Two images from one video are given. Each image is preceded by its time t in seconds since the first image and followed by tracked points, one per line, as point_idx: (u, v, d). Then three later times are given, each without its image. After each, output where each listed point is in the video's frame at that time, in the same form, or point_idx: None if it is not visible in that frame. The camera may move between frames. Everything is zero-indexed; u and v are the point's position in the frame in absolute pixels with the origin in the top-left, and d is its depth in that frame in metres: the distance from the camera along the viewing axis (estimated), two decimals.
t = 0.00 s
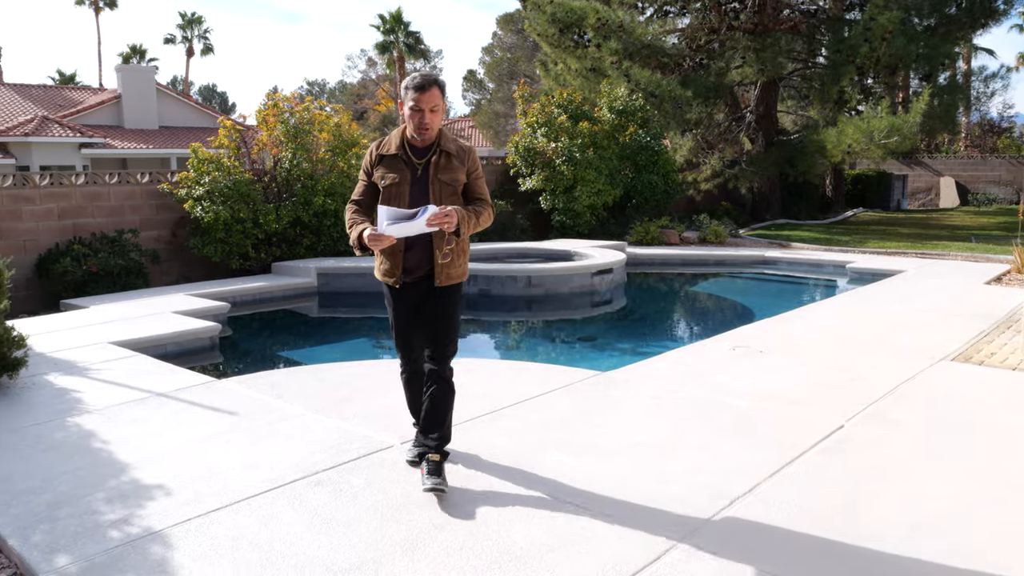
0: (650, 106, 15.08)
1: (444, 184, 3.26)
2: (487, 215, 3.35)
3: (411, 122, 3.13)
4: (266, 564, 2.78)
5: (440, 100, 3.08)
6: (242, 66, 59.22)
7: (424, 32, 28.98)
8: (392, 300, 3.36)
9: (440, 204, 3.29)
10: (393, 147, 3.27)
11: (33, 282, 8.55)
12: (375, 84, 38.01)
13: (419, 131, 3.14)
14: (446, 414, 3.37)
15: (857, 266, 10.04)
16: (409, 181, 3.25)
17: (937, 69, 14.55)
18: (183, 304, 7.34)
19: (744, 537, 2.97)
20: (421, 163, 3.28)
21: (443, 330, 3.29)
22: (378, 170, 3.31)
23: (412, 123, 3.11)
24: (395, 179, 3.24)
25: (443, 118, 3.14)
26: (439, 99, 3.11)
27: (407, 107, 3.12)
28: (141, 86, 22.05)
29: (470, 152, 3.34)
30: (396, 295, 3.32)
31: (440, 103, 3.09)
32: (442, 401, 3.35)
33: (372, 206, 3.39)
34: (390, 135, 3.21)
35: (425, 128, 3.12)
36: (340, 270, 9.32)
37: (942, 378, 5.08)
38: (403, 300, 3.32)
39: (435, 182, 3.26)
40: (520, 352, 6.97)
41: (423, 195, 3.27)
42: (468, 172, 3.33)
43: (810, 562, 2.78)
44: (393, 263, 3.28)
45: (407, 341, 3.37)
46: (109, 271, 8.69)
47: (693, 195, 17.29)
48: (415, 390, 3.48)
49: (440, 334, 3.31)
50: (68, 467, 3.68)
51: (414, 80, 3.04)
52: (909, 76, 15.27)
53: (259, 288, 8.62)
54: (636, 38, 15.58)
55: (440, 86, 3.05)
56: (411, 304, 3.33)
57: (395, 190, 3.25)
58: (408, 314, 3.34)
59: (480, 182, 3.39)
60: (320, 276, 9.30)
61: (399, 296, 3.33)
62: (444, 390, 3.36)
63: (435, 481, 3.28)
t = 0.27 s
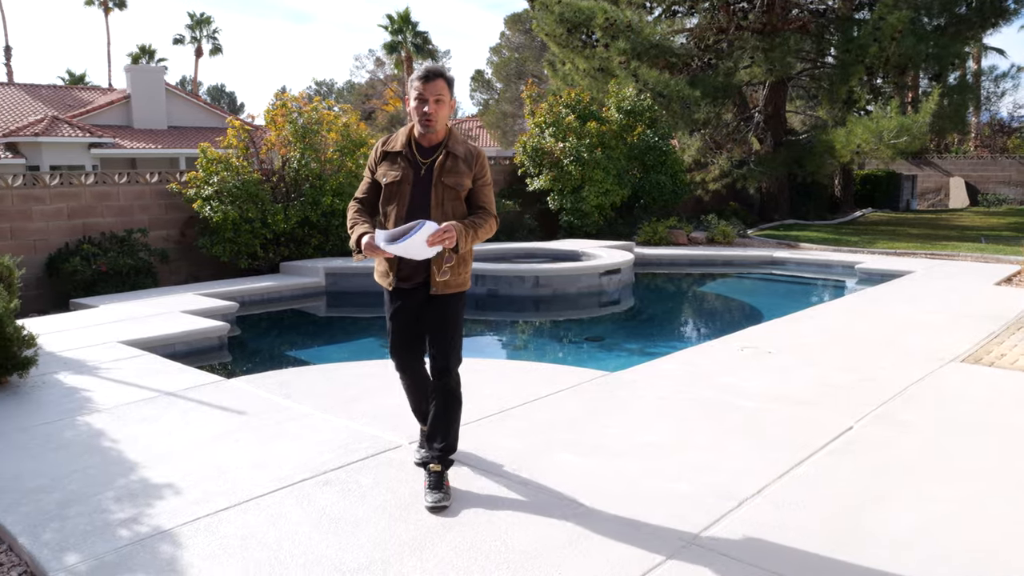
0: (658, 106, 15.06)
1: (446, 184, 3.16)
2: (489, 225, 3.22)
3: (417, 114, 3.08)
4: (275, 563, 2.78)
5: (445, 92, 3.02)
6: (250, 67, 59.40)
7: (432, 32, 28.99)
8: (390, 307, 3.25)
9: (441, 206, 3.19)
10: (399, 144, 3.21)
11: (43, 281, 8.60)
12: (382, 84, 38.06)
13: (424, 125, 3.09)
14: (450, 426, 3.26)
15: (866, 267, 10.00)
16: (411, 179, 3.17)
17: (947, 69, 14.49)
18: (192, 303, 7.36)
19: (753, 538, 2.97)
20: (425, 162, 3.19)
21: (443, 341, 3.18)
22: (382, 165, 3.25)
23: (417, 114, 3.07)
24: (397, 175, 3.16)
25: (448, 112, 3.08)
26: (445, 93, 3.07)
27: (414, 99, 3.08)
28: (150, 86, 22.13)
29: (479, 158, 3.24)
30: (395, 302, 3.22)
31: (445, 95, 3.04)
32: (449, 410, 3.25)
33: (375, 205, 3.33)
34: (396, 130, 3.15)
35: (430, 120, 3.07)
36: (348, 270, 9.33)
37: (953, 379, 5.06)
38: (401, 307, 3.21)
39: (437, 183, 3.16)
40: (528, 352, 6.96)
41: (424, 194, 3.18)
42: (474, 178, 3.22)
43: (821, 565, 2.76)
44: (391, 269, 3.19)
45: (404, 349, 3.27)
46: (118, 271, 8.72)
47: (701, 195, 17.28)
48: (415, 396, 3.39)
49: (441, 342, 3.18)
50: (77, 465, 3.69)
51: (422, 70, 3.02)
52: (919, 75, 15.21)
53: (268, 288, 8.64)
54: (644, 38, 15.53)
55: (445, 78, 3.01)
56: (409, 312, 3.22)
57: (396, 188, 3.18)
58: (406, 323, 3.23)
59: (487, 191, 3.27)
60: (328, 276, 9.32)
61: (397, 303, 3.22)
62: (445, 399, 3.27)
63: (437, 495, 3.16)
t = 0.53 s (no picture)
0: (666, 106, 15.04)
1: (448, 184, 3.11)
2: (494, 226, 3.14)
3: (417, 113, 3.05)
4: (283, 562, 2.78)
5: (443, 91, 2.97)
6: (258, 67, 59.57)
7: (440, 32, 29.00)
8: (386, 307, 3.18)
9: (444, 205, 3.15)
10: (405, 142, 3.19)
11: (53, 280, 8.65)
12: (390, 84, 38.09)
13: (424, 124, 3.05)
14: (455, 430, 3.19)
15: (875, 268, 9.96)
16: (414, 177, 3.15)
17: (956, 69, 14.42)
18: (200, 303, 7.38)
19: (762, 539, 2.96)
20: (430, 160, 3.16)
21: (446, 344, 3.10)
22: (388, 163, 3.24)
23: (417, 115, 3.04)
24: (399, 173, 3.15)
25: (449, 110, 3.03)
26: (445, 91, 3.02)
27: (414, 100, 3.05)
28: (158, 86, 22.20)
29: (486, 156, 3.17)
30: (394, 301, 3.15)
31: (445, 94, 2.99)
32: (455, 414, 3.17)
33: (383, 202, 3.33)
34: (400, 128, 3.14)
35: (430, 120, 3.03)
36: (356, 269, 9.34)
37: (963, 380, 5.04)
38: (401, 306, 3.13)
39: (440, 182, 3.12)
40: (536, 352, 6.96)
41: (426, 193, 3.15)
42: (479, 177, 3.16)
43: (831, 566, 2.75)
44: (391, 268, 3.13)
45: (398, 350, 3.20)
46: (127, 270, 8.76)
47: (709, 195, 17.25)
48: (391, 398, 3.32)
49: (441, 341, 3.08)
50: (87, 464, 3.71)
51: (421, 69, 2.98)
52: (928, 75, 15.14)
53: (276, 288, 8.66)
54: (653, 38, 15.50)
55: (444, 75, 2.96)
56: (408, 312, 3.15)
57: (399, 186, 3.17)
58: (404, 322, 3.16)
59: (494, 190, 3.20)
60: (336, 276, 9.33)
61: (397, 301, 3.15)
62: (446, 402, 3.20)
63: (447, 495, 3.15)
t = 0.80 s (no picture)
0: (675, 106, 15.02)
1: (447, 187, 2.97)
2: (495, 228, 3.03)
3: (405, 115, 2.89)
4: (292, 561, 2.79)
5: (429, 89, 2.82)
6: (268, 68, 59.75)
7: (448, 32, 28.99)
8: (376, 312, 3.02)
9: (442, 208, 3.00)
10: (398, 143, 3.03)
11: (63, 279, 8.70)
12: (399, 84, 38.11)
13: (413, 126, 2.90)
14: (460, 432, 3.18)
15: (885, 268, 9.92)
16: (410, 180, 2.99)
17: (967, 68, 14.35)
18: (210, 302, 7.40)
19: (771, 540, 2.95)
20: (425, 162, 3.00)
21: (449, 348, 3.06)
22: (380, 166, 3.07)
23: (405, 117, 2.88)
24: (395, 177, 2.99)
25: (436, 109, 2.87)
26: (431, 91, 2.86)
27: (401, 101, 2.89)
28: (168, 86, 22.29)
29: (483, 156, 3.03)
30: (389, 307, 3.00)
31: (432, 94, 2.83)
32: (458, 417, 3.15)
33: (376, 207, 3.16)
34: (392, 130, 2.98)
35: (420, 121, 2.88)
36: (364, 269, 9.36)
37: (974, 380, 5.02)
38: (400, 311, 3.01)
39: (437, 185, 2.97)
40: (545, 352, 6.96)
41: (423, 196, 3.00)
42: (478, 177, 3.02)
43: (841, 567, 2.75)
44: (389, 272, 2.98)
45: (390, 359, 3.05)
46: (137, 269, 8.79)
47: (718, 196, 17.24)
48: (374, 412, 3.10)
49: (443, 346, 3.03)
50: (97, 463, 3.72)
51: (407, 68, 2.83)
52: (938, 75, 15.07)
53: (285, 287, 8.68)
54: (661, 38, 15.49)
55: (432, 74, 2.80)
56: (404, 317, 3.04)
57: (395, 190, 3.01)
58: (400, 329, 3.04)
59: (493, 190, 3.07)
60: (345, 276, 9.34)
61: (394, 307, 3.01)
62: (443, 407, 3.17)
63: (456, 495, 3.15)
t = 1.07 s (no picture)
0: (684, 106, 14.99)
1: (427, 187, 2.92)
2: (474, 229, 3.04)
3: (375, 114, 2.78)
4: (302, 560, 2.79)
5: (403, 86, 2.72)
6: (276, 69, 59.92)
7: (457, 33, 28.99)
8: (360, 325, 2.92)
9: (424, 210, 2.95)
10: (368, 146, 2.89)
11: (74, 279, 8.76)
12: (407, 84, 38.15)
13: (386, 126, 2.79)
14: (459, 436, 3.13)
15: (894, 269, 9.89)
16: (387, 184, 2.89)
17: (978, 68, 14.28)
18: (219, 302, 7.43)
19: (780, 541, 2.95)
20: (401, 164, 2.92)
21: (438, 351, 3.02)
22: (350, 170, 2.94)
23: (375, 116, 2.76)
24: (371, 181, 2.87)
25: (411, 107, 2.79)
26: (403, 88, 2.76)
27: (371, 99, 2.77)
28: (178, 87, 22.38)
29: (457, 156, 3.01)
30: (374, 317, 2.91)
31: (402, 91, 2.73)
32: (455, 421, 3.10)
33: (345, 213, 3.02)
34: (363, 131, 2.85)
35: (392, 119, 2.77)
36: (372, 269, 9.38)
37: (984, 381, 5.00)
38: (387, 320, 2.93)
39: (417, 188, 2.92)
40: (553, 353, 6.96)
41: (403, 200, 2.92)
42: (454, 178, 3.00)
43: (850, 569, 2.74)
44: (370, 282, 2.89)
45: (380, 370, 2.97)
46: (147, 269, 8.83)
47: (727, 196, 17.21)
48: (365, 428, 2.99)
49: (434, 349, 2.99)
50: (109, 461, 3.74)
51: (377, 66, 2.72)
52: (949, 75, 15.00)
53: (294, 287, 8.71)
54: (670, 38, 15.48)
55: (405, 72, 2.71)
56: (391, 326, 2.96)
57: (372, 195, 2.90)
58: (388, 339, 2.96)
59: (466, 191, 3.06)
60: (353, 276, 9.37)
61: (380, 316, 2.93)
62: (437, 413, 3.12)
63: (466, 495, 3.15)
